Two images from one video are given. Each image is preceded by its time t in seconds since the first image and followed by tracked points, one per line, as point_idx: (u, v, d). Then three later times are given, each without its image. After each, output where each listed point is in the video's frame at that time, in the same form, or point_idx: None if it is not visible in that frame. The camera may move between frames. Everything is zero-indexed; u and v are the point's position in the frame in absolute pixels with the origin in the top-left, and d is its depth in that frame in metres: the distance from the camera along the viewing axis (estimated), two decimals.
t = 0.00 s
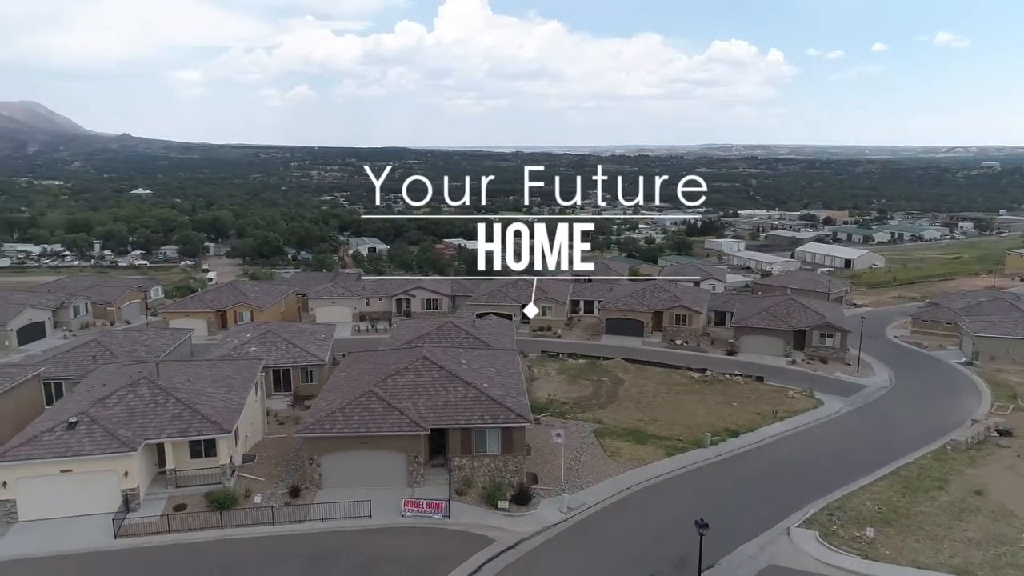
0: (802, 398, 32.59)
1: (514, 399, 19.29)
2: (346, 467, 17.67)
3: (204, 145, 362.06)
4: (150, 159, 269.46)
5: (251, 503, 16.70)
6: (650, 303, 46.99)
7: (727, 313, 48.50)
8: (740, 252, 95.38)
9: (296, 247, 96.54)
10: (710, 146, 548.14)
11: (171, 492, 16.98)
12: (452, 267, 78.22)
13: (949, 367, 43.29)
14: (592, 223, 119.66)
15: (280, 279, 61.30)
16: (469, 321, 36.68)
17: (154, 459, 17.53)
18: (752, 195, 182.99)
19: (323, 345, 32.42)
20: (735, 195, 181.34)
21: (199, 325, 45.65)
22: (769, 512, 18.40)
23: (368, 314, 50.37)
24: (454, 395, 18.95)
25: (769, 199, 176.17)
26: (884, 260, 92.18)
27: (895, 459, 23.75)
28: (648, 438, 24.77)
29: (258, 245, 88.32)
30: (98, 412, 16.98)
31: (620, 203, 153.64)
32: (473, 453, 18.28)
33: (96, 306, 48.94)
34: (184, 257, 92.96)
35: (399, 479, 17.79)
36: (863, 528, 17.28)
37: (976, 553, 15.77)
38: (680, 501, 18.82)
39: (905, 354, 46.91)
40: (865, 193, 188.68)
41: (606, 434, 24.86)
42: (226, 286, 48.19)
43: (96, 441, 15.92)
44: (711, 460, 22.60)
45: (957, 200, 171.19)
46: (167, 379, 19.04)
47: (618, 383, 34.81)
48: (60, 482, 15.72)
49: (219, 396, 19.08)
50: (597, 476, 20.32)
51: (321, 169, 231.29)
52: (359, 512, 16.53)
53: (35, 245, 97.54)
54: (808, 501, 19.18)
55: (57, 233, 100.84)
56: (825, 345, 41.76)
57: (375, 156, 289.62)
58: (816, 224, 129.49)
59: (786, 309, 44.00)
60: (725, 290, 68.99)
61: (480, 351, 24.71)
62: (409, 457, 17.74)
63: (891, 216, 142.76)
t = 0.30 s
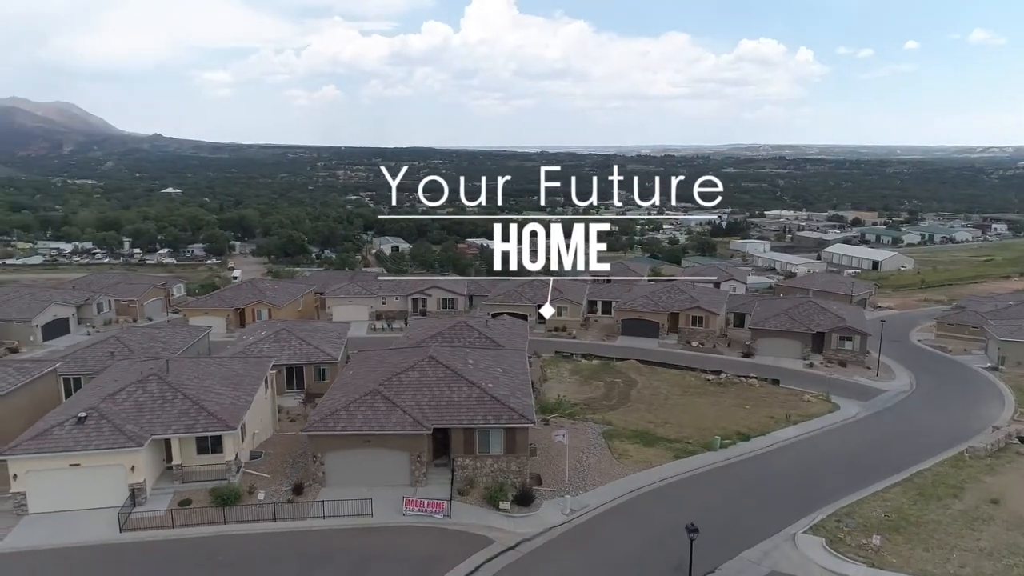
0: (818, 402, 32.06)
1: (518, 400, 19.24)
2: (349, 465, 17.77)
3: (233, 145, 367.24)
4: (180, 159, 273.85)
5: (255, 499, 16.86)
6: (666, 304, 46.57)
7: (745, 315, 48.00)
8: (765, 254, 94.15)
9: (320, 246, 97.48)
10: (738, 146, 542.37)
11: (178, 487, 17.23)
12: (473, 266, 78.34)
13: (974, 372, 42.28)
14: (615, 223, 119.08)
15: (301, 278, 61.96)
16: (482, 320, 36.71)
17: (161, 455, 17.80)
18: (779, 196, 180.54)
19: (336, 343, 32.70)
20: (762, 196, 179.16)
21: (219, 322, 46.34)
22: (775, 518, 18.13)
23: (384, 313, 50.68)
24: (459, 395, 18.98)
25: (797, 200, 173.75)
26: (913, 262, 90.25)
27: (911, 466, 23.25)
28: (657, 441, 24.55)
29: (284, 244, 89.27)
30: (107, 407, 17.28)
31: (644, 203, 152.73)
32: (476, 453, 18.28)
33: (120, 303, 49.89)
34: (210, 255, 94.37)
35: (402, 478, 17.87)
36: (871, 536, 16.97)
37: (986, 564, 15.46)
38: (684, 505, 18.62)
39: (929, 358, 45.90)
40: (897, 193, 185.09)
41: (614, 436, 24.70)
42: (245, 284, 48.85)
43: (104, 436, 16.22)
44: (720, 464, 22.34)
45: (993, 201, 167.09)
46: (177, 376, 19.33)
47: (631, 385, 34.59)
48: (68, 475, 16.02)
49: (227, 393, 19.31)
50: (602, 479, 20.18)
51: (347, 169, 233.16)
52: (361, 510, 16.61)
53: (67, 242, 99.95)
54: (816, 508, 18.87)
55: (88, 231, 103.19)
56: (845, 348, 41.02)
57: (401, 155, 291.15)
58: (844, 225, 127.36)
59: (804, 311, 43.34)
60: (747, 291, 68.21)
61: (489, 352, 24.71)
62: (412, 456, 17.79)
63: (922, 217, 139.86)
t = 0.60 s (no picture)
0: (829, 406, 31.59)
1: (518, 400, 19.20)
2: (347, 463, 17.85)
3: (259, 145, 371.49)
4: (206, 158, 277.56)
5: (253, 496, 17.00)
6: (678, 305, 46.18)
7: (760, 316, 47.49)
8: (787, 255, 92.99)
9: (340, 246, 98.20)
10: (761, 146, 536.76)
11: (178, 483, 17.43)
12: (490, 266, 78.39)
13: (994, 376, 41.40)
14: (635, 223, 118.50)
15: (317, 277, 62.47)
16: (491, 320, 36.72)
17: (163, 450, 18.01)
18: (803, 196, 178.33)
19: (345, 341, 32.94)
20: (786, 196, 177.02)
21: (233, 320, 46.87)
22: (776, 524, 17.90)
23: (396, 312, 50.86)
24: (458, 394, 18.98)
25: (822, 201, 171.33)
26: (939, 264, 88.56)
27: (920, 471, 22.84)
28: (661, 442, 24.35)
29: (304, 243, 89.92)
30: (111, 403, 17.54)
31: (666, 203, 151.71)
32: (474, 453, 18.28)
33: (138, 301, 50.60)
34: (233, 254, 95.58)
35: (400, 476, 17.91)
36: (874, 542, 16.68)
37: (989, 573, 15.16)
38: (684, 509, 18.44)
39: (948, 361, 45.04)
40: (925, 194, 181.79)
41: (618, 437, 24.54)
42: (260, 283, 49.36)
43: (106, 431, 16.45)
44: (723, 467, 22.11)
45: None
46: (181, 373, 19.56)
47: (639, 386, 34.37)
48: (70, 470, 16.28)
49: (229, 390, 19.50)
50: (602, 480, 20.05)
51: (370, 168, 234.59)
52: (357, 509, 16.70)
53: (93, 241, 101.79)
54: (818, 513, 18.61)
55: (114, 229, 105.02)
56: (859, 350, 40.40)
57: (422, 155, 292.36)
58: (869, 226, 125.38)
59: (818, 312, 42.76)
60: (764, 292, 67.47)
61: (493, 351, 24.71)
62: (410, 455, 17.82)
63: (950, 218, 137.21)
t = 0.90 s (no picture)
0: (838, 409, 31.20)
1: (515, 399, 19.17)
2: (344, 461, 17.93)
3: (279, 145, 374.49)
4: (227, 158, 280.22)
5: (250, 493, 17.14)
6: (687, 306, 45.84)
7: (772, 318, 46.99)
8: (805, 256, 91.98)
9: (358, 245, 98.75)
10: (783, 146, 531.12)
11: (177, 479, 17.63)
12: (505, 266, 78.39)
13: (1010, 380, 40.63)
14: (653, 223, 117.91)
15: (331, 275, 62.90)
16: (497, 320, 36.73)
17: (164, 447, 18.23)
18: (825, 197, 176.31)
19: (351, 340, 33.11)
20: (807, 196, 174.95)
21: (244, 318, 47.31)
22: (774, 528, 17.69)
23: (406, 312, 51.04)
24: (456, 394, 19.02)
25: (844, 201, 169.21)
26: (961, 266, 87.05)
27: (926, 476, 22.50)
28: (663, 444, 24.19)
29: (321, 242, 90.38)
30: (113, 399, 17.81)
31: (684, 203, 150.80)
32: (470, 453, 18.29)
33: (152, 298, 51.26)
34: (251, 253, 96.53)
35: (396, 475, 17.98)
36: (873, 548, 16.44)
37: None
38: (681, 513, 18.31)
39: (964, 365, 44.27)
40: (951, 195, 178.78)
41: (619, 439, 24.42)
42: (271, 282, 49.80)
43: (106, 427, 16.68)
44: (724, 470, 21.94)
45: None
46: (182, 370, 19.78)
47: (645, 388, 34.17)
48: (71, 465, 16.53)
49: (229, 388, 19.68)
50: (599, 483, 19.95)
51: (388, 168, 235.52)
52: (352, 507, 16.80)
53: (115, 239, 103.34)
54: (818, 518, 18.39)
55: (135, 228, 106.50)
56: (871, 353, 39.86)
57: (441, 155, 292.92)
58: (891, 227, 123.69)
59: (830, 314, 42.25)
60: (779, 294, 66.83)
61: (495, 351, 24.73)
62: (405, 454, 17.86)
63: (975, 220, 134.83)
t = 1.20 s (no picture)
0: (846, 412, 30.77)
1: (512, 399, 19.12)
2: (339, 458, 18.04)
3: (302, 145, 377.77)
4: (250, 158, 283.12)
5: (246, 489, 17.31)
6: (697, 306, 45.47)
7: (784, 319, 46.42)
8: (825, 257, 90.73)
9: (376, 245, 99.32)
10: (806, 146, 524.18)
11: (176, 475, 17.84)
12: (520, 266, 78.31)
13: None
14: (672, 224, 117.28)
15: (345, 274, 63.35)
16: (504, 319, 36.72)
17: (163, 443, 18.43)
18: (849, 197, 174.03)
19: (358, 338, 33.26)
20: (830, 197, 172.64)
21: (255, 316, 47.80)
22: (770, 532, 17.48)
23: (416, 310, 51.25)
24: (452, 393, 19.02)
25: (868, 202, 166.81)
26: (987, 268, 85.36)
27: (932, 482, 22.09)
28: (665, 446, 24.04)
29: (339, 241, 90.73)
30: (113, 395, 18.06)
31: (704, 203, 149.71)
32: (465, 453, 18.31)
33: (167, 296, 51.91)
34: (270, 252, 97.59)
35: (390, 474, 18.06)
36: (870, 555, 16.17)
37: None
38: (677, 515, 18.16)
39: (982, 368, 43.38)
40: (980, 195, 175.44)
41: (619, 440, 24.30)
42: (283, 280, 50.24)
43: (105, 423, 16.92)
44: (725, 472, 21.72)
45: None
46: (183, 367, 20.00)
47: (651, 389, 33.97)
48: (70, 459, 16.79)
49: (229, 385, 19.86)
50: (596, 484, 19.85)
51: (408, 167, 236.63)
52: (345, 505, 16.91)
53: (137, 237, 105.02)
54: (817, 522, 18.14)
55: (158, 227, 108.00)
56: (884, 356, 39.23)
57: (461, 154, 293.41)
58: (916, 228, 121.69)
59: (842, 316, 41.67)
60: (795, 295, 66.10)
61: (496, 350, 24.73)
62: (401, 453, 17.93)
63: (1004, 221, 132.13)
